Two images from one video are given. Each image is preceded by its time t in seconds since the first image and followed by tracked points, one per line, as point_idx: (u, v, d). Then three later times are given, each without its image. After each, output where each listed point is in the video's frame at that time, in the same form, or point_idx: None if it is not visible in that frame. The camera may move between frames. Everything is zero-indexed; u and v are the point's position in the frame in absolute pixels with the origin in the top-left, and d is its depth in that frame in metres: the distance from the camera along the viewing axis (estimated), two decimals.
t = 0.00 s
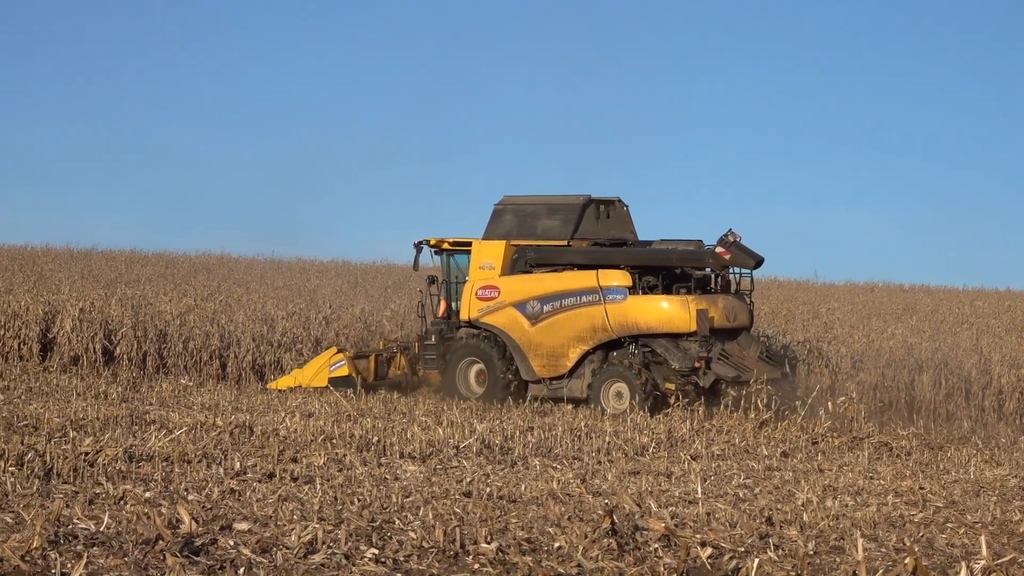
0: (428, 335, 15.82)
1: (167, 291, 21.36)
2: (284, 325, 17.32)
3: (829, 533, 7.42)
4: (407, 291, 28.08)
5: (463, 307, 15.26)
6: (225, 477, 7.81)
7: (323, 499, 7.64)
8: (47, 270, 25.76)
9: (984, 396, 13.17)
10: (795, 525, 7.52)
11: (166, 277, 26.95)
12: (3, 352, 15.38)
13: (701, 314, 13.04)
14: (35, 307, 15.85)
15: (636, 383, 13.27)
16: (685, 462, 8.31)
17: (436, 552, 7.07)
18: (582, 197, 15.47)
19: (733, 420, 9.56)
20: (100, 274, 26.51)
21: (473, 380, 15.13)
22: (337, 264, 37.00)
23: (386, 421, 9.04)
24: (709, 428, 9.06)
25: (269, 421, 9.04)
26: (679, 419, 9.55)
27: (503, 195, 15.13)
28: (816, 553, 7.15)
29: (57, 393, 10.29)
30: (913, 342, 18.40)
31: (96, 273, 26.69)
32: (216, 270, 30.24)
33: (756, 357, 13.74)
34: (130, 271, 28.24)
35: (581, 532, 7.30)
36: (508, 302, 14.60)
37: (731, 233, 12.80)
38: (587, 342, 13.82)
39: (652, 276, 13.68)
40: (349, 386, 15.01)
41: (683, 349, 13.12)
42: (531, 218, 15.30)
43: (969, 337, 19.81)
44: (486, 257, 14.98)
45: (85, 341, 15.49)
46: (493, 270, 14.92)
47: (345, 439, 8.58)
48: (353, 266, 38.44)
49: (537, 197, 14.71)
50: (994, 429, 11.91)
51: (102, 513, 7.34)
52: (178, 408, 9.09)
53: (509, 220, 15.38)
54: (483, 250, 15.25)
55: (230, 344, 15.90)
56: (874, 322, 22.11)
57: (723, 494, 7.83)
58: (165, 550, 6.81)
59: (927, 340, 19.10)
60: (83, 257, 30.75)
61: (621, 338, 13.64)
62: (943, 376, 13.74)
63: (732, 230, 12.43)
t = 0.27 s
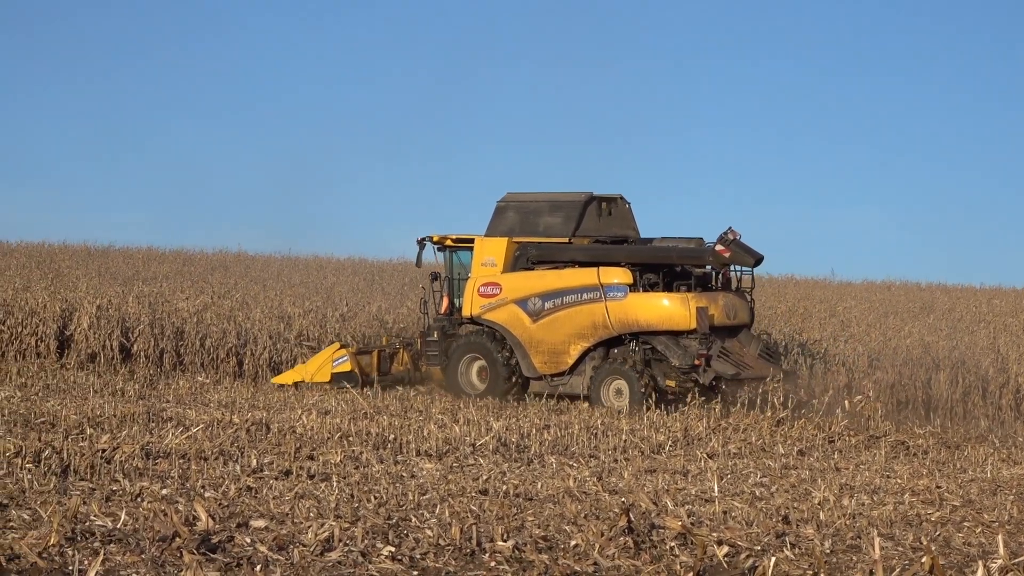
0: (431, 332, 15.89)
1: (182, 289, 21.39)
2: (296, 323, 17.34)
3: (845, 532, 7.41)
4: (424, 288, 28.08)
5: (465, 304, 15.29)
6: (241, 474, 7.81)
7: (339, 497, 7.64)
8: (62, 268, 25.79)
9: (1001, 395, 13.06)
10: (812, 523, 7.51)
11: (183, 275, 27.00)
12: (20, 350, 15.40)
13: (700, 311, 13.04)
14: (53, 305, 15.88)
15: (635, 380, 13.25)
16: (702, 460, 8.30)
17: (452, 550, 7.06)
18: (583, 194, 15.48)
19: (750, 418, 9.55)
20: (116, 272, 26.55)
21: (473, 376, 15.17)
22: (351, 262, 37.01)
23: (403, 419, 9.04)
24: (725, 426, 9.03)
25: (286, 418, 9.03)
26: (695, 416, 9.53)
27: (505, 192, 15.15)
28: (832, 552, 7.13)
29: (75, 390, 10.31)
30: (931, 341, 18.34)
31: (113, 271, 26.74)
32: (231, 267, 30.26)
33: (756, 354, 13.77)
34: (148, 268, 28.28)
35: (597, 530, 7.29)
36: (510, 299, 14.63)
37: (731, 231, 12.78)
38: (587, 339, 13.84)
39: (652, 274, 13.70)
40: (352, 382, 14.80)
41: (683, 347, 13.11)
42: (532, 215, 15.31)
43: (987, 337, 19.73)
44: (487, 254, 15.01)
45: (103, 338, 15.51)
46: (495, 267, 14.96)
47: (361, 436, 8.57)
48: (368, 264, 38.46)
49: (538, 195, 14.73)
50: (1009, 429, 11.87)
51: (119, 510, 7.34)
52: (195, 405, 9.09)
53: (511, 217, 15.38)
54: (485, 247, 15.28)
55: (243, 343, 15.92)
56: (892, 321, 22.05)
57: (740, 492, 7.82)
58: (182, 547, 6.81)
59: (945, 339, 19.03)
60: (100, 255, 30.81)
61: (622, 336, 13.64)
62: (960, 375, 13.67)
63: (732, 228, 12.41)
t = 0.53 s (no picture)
0: (434, 331, 15.86)
1: (198, 287, 21.41)
2: (309, 322, 17.35)
3: (865, 533, 7.39)
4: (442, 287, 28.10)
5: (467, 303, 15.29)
6: (261, 474, 7.81)
7: (358, 496, 7.64)
8: (78, 266, 25.84)
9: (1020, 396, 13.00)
10: (831, 524, 7.50)
11: (200, 274, 27.05)
12: (38, 349, 15.43)
13: (701, 311, 13.00)
14: (72, 303, 15.90)
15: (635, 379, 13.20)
16: (721, 460, 8.29)
17: (472, 550, 7.05)
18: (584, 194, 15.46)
19: (769, 420, 9.53)
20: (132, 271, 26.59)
21: (474, 376, 15.14)
22: (368, 262, 37.06)
23: (421, 419, 9.04)
24: (744, 426, 9.03)
25: (306, 417, 9.03)
26: (715, 417, 9.51)
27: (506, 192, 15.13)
28: (852, 553, 7.12)
29: (95, 389, 10.32)
30: (950, 342, 18.28)
31: (129, 270, 26.80)
32: (247, 265, 30.29)
33: (757, 354, 13.66)
34: (169, 267, 28.36)
35: (617, 530, 7.28)
36: (511, 299, 14.62)
37: (731, 231, 12.78)
38: (588, 338, 13.81)
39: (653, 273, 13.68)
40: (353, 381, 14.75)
41: (683, 346, 13.09)
42: (533, 215, 15.28)
43: (1007, 338, 19.67)
44: (490, 254, 15.01)
45: (123, 337, 15.54)
46: (497, 267, 14.95)
47: (380, 436, 8.58)
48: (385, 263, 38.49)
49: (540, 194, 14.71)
50: None
51: (139, 509, 7.35)
52: (215, 404, 9.10)
53: (514, 217, 15.36)
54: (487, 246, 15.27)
55: (256, 343, 15.94)
56: (911, 321, 21.99)
57: (759, 492, 7.81)
58: (202, 547, 6.81)
59: (965, 339, 18.97)
60: (118, 253, 30.92)
61: (622, 335, 13.60)
62: (979, 376, 13.60)
63: (732, 228, 12.40)
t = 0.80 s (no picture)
0: (433, 330, 15.78)
1: (210, 286, 21.42)
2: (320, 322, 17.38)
3: (879, 532, 7.38)
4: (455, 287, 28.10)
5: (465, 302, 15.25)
6: (275, 473, 7.81)
7: (373, 495, 7.63)
8: (89, 265, 25.85)
9: None
10: (845, 523, 7.49)
11: (213, 272, 27.08)
12: (52, 348, 15.44)
13: (698, 309, 13.01)
14: (87, 302, 15.89)
15: (634, 376, 13.16)
16: (735, 460, 8.30)
17: (486, 549, 7.04)
18: (584, 193, 15.44)
19: (783, 419, 9.52)
20: (144, 269, 26.60)
21: (474, 374, 15.08)
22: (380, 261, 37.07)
23: (436, 418, 9.04)
24: (759, 427, 9.03)
25: (321, 416, 9.04)
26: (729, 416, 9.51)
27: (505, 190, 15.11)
28: (866, 552, 7.11)
29: (109, 388, 10.32)
30: (965, 341, 18.25)
31: (141, 268, 26.81)
32: (258, 264, 30.28)
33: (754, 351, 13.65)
34: (182, 267, 28.43)
35: (631, 529, 7.28)
36: (510, 297, 14.58)
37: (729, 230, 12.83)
38: (587, 336, 13.77)
39: (651, 272, 13.72)
40: (355, 380, 15.00)
41: (681, 344, 13.12)
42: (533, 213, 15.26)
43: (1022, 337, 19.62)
44: (488, 252, 14.98)
45: (138, 336, 15.56)
46: (496, 266, 14.90)
47: (395, 435, 8.58)
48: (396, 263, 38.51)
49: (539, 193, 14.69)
50: None
51: (153, 508, 7.35)
52: (231, 403, 9.11)
53: (512, 216, 15.36)
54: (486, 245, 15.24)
55: (267, 342, 15.94)
56: (925, 321, 21.96)
57: (773, 492, 7.80)
58: (217, 546, 6.81)
59: (979, 339, 18.94)
60: (131, 253, 30.97)
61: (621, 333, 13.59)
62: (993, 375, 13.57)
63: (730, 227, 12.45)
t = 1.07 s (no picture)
0: (430, 327, 15.66)
1: (217, 285, 21.34)
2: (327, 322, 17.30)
3: (894, 534, 7.29)
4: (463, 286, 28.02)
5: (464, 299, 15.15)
6: (284, 474, 7.72)
7: (382, 497, 7.55)
8: (94, 264, 25.77)
9: None
10: (860, 525, 7.41)
11: (218, 271, 27.00)
12: (59, 348, 15.36)
13: (697, 308, 12.89)
14: (96, 301, 15.81)
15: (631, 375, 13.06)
16: (749, 461, 8.22)
17: (497, 551, 6.95)
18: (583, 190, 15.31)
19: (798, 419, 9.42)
20: (150, 268, 26.52)
21: (471, 373, 14.97)
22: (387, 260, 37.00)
23: (447, 418, 8.95)
24: (773, 427, 8.94)
25: (330, 417, 8.96)
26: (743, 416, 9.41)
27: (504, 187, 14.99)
28: (880, 554, 7.01)
29: (116, 388, 10.24)
30: (977, 341, 18.14)
31: (147, 267, 26.72)
32: (265, 262, 30.20)
33: (752, 351, 13.51)
34: (190, 265, 28.38)
35: (643, 531, 7.19)
36: (508, 295, 14.47)
37: (729, 228, 12.74)
38: (585, 335, 13.67)
39: (650, 270, 13.54)
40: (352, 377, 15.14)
41: (680, 343, 13.01)
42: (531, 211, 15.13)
43: None
44: (487, 250, 14.87)
45: (147, 336, 15.47)
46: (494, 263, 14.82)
47: (405, 435, 8.49)
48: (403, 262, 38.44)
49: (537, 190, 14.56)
50: None
51: (161, 510, 7.28)
52: (239, 403, 9.04)
53: (510, 214, 15.23)
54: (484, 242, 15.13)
55: (272, 342, 15.86)
56: (940, 320, 21.82)
57: (787, 493, 7.71)
58: (225, 548, 6.72)
59: (992, 338, 18.82)
60: (140, 252, 30.92)
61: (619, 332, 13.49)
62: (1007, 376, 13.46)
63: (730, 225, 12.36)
